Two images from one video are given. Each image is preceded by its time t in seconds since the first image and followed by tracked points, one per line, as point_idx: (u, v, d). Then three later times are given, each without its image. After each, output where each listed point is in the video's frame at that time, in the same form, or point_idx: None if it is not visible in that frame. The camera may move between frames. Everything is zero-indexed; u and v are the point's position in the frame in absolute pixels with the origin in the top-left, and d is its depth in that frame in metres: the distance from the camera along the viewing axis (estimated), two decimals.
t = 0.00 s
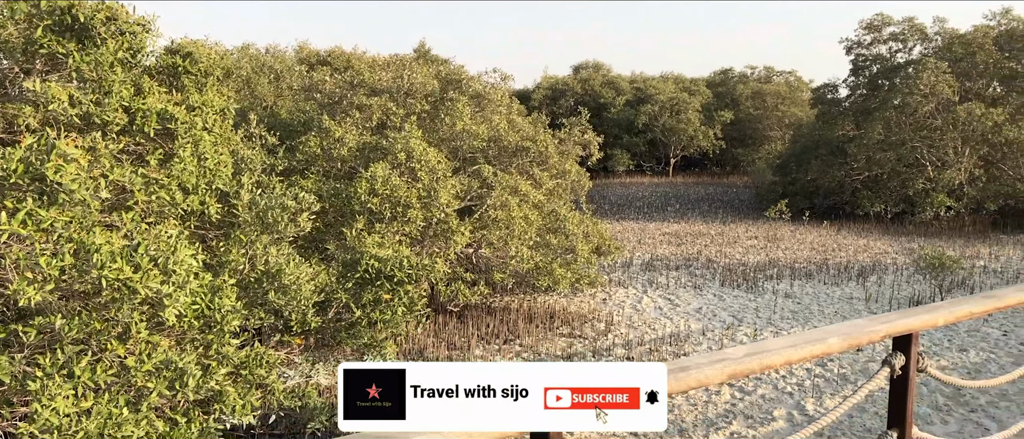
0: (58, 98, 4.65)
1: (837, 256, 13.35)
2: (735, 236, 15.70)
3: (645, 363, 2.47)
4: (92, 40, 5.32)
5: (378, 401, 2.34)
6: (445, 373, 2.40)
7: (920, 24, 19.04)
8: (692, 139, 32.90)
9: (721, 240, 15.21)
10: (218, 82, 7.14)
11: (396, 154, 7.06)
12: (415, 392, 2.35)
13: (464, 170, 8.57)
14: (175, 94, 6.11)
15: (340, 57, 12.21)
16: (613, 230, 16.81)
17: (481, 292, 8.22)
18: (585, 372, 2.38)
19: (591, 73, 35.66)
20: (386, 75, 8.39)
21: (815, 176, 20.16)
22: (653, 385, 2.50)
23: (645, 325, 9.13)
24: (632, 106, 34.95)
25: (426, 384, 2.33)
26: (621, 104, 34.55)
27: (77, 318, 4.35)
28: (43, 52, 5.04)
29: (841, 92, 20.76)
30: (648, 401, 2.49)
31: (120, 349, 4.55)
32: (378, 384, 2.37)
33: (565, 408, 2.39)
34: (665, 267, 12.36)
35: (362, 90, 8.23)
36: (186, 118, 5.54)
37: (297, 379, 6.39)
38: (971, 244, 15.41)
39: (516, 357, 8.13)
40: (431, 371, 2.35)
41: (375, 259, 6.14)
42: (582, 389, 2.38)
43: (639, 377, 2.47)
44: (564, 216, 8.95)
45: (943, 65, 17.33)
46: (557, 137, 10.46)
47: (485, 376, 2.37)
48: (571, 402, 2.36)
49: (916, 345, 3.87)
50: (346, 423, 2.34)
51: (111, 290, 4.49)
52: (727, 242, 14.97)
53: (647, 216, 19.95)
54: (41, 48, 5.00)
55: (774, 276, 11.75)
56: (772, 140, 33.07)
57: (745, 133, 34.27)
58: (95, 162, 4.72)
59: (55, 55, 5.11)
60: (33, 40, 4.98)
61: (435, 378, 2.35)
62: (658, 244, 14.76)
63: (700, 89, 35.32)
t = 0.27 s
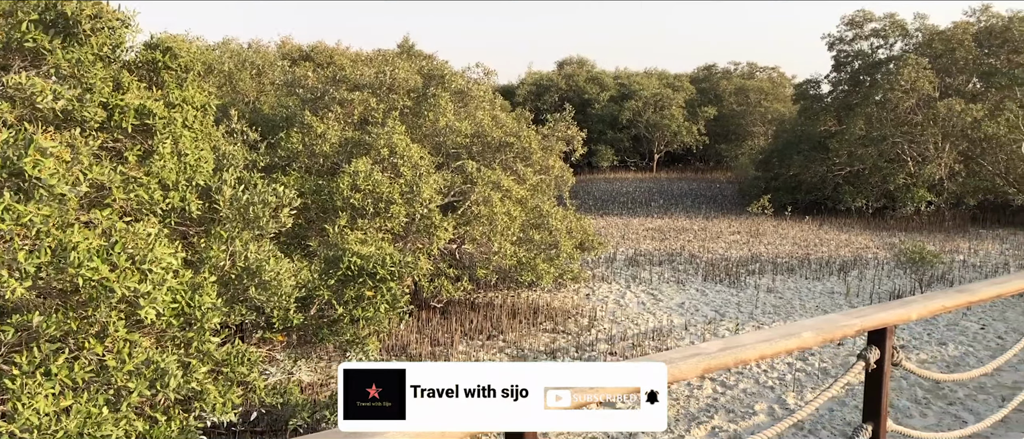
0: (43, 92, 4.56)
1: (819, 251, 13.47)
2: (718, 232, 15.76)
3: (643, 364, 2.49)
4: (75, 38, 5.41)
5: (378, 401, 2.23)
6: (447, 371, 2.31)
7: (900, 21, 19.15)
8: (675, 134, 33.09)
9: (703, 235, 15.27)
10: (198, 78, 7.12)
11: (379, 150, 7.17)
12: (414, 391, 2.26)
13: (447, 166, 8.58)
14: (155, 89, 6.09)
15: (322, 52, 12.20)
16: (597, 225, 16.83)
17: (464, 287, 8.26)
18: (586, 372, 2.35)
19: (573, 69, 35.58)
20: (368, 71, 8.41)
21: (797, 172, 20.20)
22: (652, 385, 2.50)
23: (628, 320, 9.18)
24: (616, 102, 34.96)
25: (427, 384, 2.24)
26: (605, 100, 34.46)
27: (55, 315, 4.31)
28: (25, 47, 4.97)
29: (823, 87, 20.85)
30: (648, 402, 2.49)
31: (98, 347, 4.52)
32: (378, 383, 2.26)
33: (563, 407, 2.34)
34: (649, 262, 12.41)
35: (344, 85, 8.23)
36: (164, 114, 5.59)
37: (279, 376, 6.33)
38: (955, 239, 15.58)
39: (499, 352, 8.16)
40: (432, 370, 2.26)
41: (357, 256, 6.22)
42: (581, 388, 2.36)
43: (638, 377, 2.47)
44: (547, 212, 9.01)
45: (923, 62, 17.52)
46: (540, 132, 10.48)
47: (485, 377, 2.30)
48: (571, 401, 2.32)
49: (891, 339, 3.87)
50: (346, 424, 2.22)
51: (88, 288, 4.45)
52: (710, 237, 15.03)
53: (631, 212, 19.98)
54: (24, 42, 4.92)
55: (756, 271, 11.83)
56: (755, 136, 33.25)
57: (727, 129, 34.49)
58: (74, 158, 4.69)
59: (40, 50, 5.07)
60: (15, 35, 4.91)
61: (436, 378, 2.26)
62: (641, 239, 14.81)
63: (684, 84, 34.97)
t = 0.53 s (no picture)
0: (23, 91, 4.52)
1: (801, 248, 13.55)
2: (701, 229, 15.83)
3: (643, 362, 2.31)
4: (57, 34, 5.36)
5: (378, 401, 2.02)
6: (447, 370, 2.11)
7: (882, 18, 19.25)
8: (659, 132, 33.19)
9: (687, 233, 15.33)
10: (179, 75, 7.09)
11: (363, 147, 7.14)
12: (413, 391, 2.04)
13: (431, 164, 8.58)
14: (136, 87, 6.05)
15: (305, 49, 12.18)
16: (581, 223, 16.86)
17: (448, 285, 8.29)
18: (588, 370, 2.18)
19: (558, 67, 35.68)
20: (351, 68, 8.41)
21: (780, 169, 20.28)
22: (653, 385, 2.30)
23: (612, 317, 9.22)
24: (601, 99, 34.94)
25: (426, 383, 2.04)
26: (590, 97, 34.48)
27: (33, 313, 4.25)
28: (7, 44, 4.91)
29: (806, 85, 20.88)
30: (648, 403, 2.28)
31: (77, 345, 4.47)
32: (379, 383, 2.05)
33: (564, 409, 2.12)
34: (632, 260, 12.46)
35: (328, 83, 8.15)
36: (144, 112, 5.55)
37: (260, 375, 6.53)
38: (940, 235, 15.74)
39: (483, 350, 8.17)
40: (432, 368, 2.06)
41: (340, 254, 6.23)
42: (581, 388, 2.18)
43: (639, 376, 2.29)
44: (531, 209, 9.05)
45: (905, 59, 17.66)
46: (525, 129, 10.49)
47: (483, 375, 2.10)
48: (571, 401, 2.12)
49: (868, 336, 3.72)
50: (345, 424, 1.99)
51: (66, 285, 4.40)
52: (693, 234, 15.09)
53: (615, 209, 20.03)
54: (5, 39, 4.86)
55: (739, 267, 11.91)
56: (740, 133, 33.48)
57: (711, 127, 34.69)
58: (55, 157, 4.65)
59: (19, 47, 4.99)
60: None
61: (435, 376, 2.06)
62: (626, 236, 14.85)
63: (670, 82, 35.14)
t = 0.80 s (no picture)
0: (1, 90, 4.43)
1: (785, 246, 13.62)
2: (686, 227, 15.88)
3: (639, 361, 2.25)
4: (36, 33, 5.35)
5: (378, 401, 1.90)
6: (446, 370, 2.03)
7: (865, 17, 19.35)
8: (645, 131, 33.23)
9: (672, 230, 15.37)
10: (163, 73, 7.07)
11: (347, 145, 7.13)
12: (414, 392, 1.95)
13: (416, 162, 8.58)
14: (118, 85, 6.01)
15: (288, 46, 12.14)
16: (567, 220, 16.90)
17: (434, 283, 8.32)
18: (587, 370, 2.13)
19: (543, 66, 35.76)
20: (336, 66, 8.44)
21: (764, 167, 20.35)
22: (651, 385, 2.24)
23: (598, 315, 9.25)
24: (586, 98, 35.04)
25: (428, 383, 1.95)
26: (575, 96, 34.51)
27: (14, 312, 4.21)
28: None
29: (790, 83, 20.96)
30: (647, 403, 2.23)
31: (60, 344, 4.44)
32: (378, 382, 1.95)
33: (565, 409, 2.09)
34: (618, 258, 12.49)
35: (313, 80, 8.17)
36: (127, 111, 5.49)
37: (246, 374, 6.60)
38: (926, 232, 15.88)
39: (469, 348, 8.19)
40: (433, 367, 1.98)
41: (324, 252, 6.24)
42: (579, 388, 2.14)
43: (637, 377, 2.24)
44: (517, 207, 9.07)
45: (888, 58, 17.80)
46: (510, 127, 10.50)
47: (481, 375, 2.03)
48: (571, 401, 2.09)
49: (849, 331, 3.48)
50: (346, 424, 1.82)
51: (49, 282, 4.38)
52: (678, 232, 15.15)
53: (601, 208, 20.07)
54: None
55: (723, 265, 11.97)
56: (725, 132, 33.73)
57: (696, 125, 34.85)
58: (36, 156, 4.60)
59: None
60: None
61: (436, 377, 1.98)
62: (611, 234, 14.89)
63: (655, 80, 35.27)
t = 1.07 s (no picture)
0: None
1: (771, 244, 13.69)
2: (673, 225, 15.96)
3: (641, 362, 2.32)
4: (14, 30, 5.25)
5: (379, 401, 1.93)
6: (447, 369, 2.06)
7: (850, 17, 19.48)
8: (631, 130, 33.39)
9: (659, 229, 15.42)
10: (148, 73, 7.06)
11: (334, 144, 7.13)
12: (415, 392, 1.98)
13: (403, 161, 8.59)
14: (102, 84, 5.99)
15: (275, 44, 12.11)
16: (554, 219, 16.93)
17: (421, 282, 8.33)
18: (588, 370, 2.18)
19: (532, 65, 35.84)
20: (323, 65, 8.55)
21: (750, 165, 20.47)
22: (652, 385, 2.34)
23: (585, 314, 9.28)
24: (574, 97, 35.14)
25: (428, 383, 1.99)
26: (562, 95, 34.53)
27: None
28: None
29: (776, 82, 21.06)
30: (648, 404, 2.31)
31: (42, 346, 4.38)
32: (378, 382, 1.98)
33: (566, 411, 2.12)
34: (605, 257, 12.53)
35: (299, 79, 8.24)
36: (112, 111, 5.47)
37: (232, 374, 6.62)
38: (914, 231, 16.02)
39: (456, 347, 8.18)
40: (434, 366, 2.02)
41: (309, 251, 6.27)
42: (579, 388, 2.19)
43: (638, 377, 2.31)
44: (504, 207, 9.08)
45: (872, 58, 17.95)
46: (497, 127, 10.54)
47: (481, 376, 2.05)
48: (571, 401, 2.13)
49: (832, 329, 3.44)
50: (345, 424, 1.83)
51: (33, 285, 4.31)
52: (665, 231, 15.20)
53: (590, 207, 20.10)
54: None
55: (710, 264, 12.03)
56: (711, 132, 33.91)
57: (683, 125, 34.99)
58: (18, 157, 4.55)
59: None
60: None
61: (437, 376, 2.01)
62: (598, 233, 14.94)
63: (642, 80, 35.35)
